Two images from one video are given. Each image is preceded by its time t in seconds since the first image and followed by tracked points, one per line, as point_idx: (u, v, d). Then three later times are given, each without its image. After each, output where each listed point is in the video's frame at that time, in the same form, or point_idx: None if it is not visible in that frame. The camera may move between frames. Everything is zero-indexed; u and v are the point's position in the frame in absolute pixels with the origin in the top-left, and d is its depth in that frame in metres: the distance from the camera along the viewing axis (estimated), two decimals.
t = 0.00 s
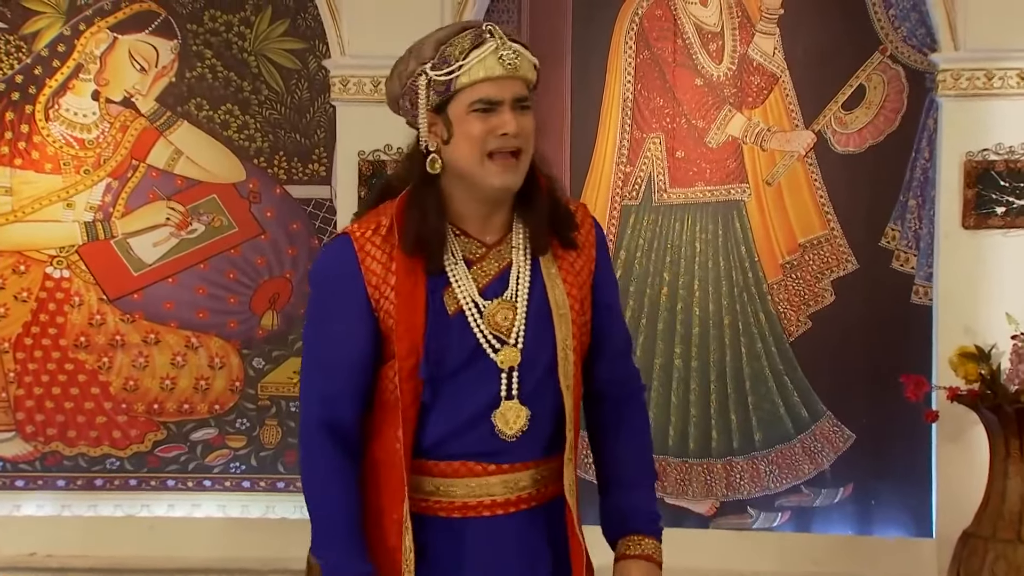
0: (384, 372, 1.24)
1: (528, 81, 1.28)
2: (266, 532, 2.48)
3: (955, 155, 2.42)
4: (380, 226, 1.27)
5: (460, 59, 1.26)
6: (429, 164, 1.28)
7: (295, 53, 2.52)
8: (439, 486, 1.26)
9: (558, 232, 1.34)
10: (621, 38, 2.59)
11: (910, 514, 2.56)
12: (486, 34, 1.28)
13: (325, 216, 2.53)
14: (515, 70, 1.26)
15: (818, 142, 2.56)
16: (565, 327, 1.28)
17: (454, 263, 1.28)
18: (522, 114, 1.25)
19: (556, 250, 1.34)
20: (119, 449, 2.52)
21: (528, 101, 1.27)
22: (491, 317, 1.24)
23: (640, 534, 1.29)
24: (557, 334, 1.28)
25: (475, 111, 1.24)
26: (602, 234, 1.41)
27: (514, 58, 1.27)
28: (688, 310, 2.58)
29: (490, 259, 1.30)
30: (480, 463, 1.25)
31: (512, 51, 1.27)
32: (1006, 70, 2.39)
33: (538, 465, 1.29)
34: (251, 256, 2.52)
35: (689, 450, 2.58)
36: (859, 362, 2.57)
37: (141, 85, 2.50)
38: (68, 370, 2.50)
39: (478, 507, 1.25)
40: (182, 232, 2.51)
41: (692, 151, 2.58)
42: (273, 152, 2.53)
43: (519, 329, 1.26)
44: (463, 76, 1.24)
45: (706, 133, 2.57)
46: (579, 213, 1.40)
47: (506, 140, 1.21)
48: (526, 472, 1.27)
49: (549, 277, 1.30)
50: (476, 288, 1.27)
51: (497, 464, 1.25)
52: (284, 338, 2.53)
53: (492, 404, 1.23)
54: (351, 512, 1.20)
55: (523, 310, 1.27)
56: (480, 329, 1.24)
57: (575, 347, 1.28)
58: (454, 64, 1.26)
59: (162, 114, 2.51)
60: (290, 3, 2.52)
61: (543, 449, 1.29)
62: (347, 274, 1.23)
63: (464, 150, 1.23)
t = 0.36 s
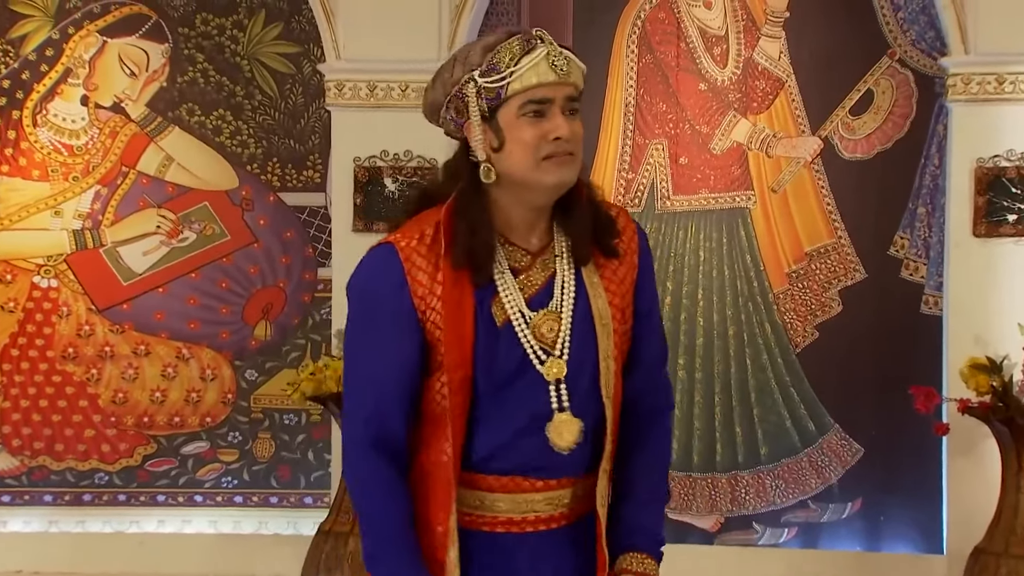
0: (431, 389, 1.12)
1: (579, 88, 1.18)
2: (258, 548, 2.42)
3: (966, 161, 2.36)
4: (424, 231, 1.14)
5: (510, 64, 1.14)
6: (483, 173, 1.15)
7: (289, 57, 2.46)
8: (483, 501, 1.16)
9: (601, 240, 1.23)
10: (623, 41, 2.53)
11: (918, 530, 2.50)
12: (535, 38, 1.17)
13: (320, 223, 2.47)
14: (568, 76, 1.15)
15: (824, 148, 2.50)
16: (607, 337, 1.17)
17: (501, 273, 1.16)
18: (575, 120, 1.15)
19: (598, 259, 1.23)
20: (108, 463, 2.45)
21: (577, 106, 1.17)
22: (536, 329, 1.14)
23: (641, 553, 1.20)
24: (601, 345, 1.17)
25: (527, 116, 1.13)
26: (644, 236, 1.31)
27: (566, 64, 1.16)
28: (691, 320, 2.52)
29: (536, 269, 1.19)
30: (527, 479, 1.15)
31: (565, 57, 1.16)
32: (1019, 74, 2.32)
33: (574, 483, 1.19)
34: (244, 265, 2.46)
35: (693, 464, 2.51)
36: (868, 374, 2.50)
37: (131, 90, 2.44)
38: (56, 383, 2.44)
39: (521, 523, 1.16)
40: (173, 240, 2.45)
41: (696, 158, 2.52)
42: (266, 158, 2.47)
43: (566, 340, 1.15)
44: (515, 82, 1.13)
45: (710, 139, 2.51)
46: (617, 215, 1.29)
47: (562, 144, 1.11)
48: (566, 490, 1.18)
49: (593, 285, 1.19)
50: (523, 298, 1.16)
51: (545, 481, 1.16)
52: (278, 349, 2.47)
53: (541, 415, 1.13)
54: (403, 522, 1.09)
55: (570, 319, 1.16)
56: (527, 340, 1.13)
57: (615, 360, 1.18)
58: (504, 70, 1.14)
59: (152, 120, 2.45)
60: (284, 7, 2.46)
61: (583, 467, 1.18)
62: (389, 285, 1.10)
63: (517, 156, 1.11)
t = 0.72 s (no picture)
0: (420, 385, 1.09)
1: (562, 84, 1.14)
2: (244, 565, 2.35)
3: (970, 168, 2.30)
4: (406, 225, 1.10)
5: (491, 59, 1.10)
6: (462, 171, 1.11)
7: (278, 61, 2.40)
8: (470, 513, 1.13)
9: (586, 239, 1.21)
10: (619, 45, 2.47)
11: (922, 545, 2.44)
12: (517, 33, 1.14)
13: (309, 231, 2.41)
14: (551, 71, 1.11)
15: (825, 154, 2.44)
16: (592, 332, 1.15)
17: (488, 267, 1.13)
18: (558, 115, 1.11)
19: (582, 255, 1.21)
20: (89, 477, 2.39)
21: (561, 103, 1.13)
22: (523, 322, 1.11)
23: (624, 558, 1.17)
24: (586, 341, 1.15)
25: (509, 112, 1.09)
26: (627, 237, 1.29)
27: (549, 59, 1.12)
28: (689, 330, 2.46)
29: (522, 262, 1.16)
30: (512, 490, 1.13)
31: (547, 52, 1.13)
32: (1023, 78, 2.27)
33: (558, 491, 1.17)
34: (230, 274, 2.40)
35: (690, 478, 2.44)
36: (870, 386, 2.44)
37: (115, 94, 2.38)
38: (36, 395, 2.37)
39: (506, 535, 1.14)
40: (158, 248, 2.39)
41: (694, 164, 2.46)
42: (253, 164, 2.41)
43: (553, 336, 1.12)
44: (496, 76, 1.09)
45: (708, 144, 2.45)
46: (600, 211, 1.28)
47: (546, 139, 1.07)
48: (551, 500, 1.16)
49: (580, 281, 1.17)
50: (510, 291, 1.13)
51: (530, 491, 1.14)
52: (265, 360, 2.41)
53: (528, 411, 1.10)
54: (398, 524, 1.05)
55: (557, 316, 1.13)
56: (515, 334, 1.10)
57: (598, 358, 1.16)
58: (485, 65, 1.10)
59: (137, 125, 2.39)
60: (272, 9, 2.40)
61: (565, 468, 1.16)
62: (372, 280, 1.06)
63: (500, 153, 1.08)
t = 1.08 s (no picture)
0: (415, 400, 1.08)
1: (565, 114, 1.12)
2: None
3: (982, 178, 2.25)
4: (397, 238, 1.09)
5: (495, 89, 1.08)
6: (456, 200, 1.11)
7: (274, 69, 2.35)
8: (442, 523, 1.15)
9: (581, 268, 1.20)
10: (623, 52, 2.42)
11: (934, 565, 2.38)
12: (520, 60, 1.11)
13: (306, 242, 2.36)
14: (555, 103, 1.10)
15: (834, 164, 2.39)
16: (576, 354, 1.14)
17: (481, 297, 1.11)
18: (560, 148, 1.10)
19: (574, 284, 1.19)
20: (80, 496, 2.33)
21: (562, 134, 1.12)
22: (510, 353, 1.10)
23: None
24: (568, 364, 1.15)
25: (511, 145, 1.08)
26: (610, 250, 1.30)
27: (553, 89, 1.11)
28: (696, 344, 2.40)
29: (512, 288, 1.16)
30: (481, 499, 1.14)
31: (550, 82, 1.11)
32: None
33: (528, 503, 1.18)
34: (224, 287, 2.34)
35: (697, 496, 2.38)
36: (881, 399, 2.38)
37: (107, 103, 2.32)
38: (26, 411, 2.31)
39: (475, 546, 1.15)
40: (151, 261, 2.33)
41: (700, 174, 2.40)
42: (249, 174, 2.35)
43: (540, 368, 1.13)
44: (499, 109, 1.07)
45: (714, 154, 2.40)
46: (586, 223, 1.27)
47: (547, 176, 1.06)
48: (519, 511, 1.17)
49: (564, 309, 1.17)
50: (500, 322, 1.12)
51: (498, 501, 1.15)
52: (260, 374, 2.35)
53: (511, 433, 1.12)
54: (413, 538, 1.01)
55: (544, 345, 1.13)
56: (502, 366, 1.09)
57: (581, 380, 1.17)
58: (488, 96, 1.08)
59: (129, 134, 2.33)
60: (268, 16, 2.35)
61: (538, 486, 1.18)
62: (368, 290, 1.03)
63: (499, 189, 1.07)
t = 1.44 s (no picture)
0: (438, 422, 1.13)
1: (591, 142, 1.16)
2: None
3: (991, 188, 2.20)
4: (420, 263, 1.13)
5: (522, 117, 1.12)
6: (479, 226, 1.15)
7: (270, 77, 2.31)
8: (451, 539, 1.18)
9: (604, 293, 1.25)
10: (626, 60, 2.38)
11: None
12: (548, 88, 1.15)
13: (303, 253, 2.31)
14: (582, 133, 1.14)
15: (840, 173, 2.34)
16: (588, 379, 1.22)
17: (503, 327, 1.18)
18: (585, 177, 1.15)
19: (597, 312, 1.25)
20: (72, 512, 2.28)
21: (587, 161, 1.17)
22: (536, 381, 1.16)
23: None
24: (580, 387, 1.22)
25: (537, 175, 1.13)
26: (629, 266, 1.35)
27: (580, 119, 1.14)
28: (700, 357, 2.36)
29: (534, 315, 1.22)
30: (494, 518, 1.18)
31: (578, 111, 1.14)
32: None
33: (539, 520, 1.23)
34: (219, 298, 2.30)
35: (701, 512, 2.33)
36: (888, 412, 2.34)
37: (100, 112, 2.28)
38: (16, 425, 2.27)
39: (484, 561, 1.20)
40: (144, 272, 2.29)
41: (704, 184, 2.36)
42: (245, 184, 2.31)
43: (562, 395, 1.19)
44: (526, 138, 1.11)
45: (718, 163, 2.36)
46: (609, 242, 1.30)
47: (571, 208, 1.11)
48: (530, 528, 1.22)
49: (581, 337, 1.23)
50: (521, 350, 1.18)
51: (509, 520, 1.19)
52: (256, 388, 2.31)
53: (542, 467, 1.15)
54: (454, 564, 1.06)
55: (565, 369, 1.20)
56: (525, 393, 1.16)
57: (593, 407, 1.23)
58: (516, 124, 1.12)
59: (123, 143, 2.29)
60: (264, 23, 2.31)
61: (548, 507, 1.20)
62: (395, 318, 1.07)
63: (525, 218, 1.12)
